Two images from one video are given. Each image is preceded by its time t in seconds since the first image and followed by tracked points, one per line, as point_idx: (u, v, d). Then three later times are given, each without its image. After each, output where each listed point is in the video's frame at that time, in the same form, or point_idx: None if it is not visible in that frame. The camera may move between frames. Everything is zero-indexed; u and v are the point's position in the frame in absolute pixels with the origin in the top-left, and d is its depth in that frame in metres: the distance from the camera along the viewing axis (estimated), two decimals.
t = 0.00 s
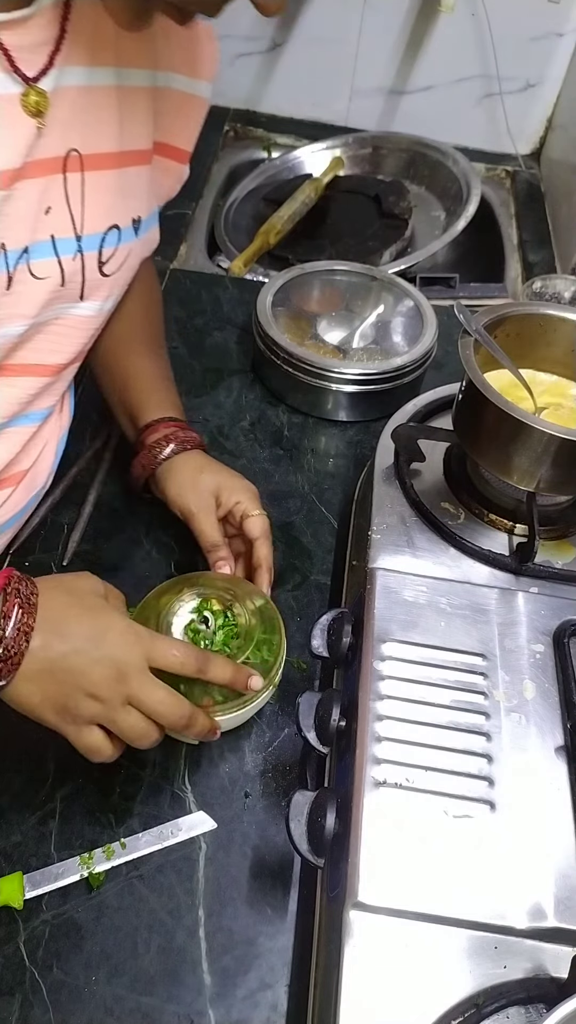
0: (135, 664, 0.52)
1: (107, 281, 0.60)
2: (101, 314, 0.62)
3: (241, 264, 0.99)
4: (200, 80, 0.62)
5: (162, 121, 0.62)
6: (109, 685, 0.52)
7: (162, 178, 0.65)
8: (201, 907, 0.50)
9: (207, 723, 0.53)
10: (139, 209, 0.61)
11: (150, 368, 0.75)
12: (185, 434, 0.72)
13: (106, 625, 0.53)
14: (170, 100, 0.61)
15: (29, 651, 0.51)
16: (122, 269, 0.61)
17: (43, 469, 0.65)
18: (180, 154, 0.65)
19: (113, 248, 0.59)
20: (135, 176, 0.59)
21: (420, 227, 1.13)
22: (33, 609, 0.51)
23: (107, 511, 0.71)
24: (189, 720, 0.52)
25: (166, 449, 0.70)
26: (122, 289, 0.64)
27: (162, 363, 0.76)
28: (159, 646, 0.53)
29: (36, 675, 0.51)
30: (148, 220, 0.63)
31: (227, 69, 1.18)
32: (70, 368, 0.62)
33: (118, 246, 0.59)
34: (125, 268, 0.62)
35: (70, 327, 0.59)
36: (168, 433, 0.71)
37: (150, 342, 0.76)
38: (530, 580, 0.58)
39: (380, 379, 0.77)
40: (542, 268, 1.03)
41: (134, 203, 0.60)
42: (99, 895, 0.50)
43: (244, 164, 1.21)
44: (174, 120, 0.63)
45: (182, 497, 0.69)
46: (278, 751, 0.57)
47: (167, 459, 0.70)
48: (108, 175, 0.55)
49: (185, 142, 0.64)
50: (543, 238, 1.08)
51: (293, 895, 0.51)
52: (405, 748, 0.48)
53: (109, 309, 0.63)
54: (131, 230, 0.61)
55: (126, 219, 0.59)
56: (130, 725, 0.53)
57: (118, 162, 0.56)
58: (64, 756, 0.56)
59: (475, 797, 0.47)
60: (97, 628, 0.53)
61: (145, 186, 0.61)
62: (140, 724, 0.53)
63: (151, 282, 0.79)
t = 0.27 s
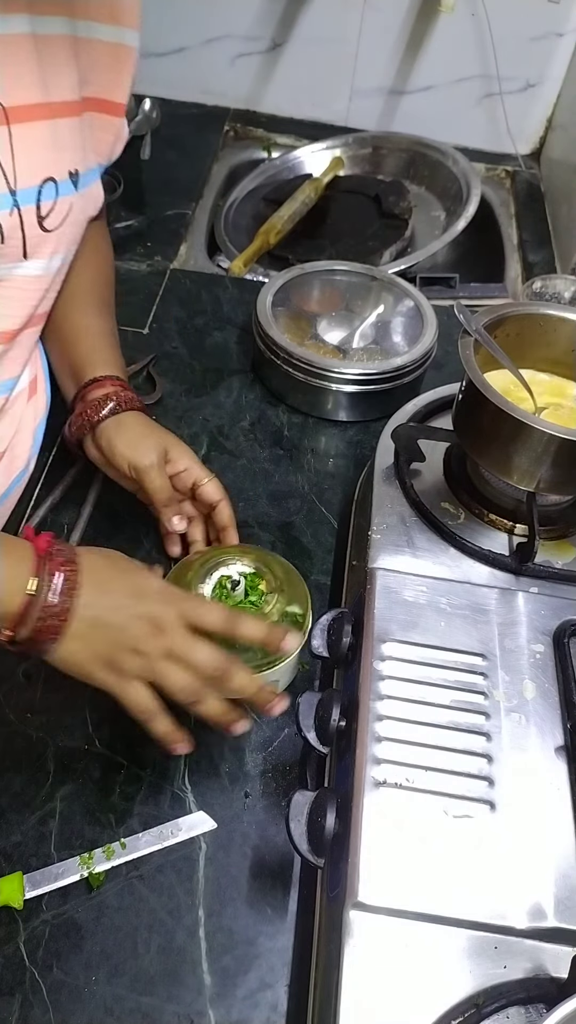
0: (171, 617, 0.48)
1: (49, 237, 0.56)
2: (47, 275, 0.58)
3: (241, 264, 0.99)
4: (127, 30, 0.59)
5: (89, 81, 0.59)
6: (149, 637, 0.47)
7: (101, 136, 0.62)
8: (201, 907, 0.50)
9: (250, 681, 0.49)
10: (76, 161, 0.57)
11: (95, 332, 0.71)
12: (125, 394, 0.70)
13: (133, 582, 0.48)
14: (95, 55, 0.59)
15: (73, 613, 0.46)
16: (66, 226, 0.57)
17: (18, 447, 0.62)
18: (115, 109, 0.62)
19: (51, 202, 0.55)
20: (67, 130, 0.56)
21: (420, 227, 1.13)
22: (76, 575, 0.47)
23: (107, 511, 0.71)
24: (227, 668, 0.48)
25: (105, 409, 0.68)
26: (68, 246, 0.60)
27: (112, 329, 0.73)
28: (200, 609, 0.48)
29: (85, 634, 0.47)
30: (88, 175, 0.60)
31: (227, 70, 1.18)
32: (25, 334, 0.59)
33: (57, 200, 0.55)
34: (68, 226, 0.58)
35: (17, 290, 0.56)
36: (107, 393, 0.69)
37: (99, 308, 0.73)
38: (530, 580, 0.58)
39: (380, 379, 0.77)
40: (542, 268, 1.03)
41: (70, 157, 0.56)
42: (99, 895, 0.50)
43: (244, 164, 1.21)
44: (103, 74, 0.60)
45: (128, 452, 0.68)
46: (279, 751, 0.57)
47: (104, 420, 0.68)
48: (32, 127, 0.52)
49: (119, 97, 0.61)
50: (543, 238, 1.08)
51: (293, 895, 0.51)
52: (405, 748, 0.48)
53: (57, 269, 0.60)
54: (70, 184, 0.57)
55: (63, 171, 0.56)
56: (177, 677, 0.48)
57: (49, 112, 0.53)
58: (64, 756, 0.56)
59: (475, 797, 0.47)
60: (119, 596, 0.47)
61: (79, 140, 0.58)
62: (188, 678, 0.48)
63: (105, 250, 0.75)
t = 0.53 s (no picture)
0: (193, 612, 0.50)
1: (20, 211, 0.54)
2: (26, 251, 0.57)
3: (241, 263, 0.99)
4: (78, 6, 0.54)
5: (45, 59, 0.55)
6: (173, 624, 0.49)
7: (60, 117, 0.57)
8: (201, 907, 0.50)
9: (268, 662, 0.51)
10: (43, 134, 0.55)
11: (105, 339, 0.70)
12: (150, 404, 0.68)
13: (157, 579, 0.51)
14: (48, 30, 0.54)
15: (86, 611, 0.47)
16: (39, 200, 0.56)
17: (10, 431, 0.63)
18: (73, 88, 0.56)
19: (21, 177, 0.54)
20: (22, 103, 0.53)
21: (420, 227, 1.13)
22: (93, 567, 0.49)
23: (107, 511, 0.71)
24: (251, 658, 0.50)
25: (131, 414, 0.66)
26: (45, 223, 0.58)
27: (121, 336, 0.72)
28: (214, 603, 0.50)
29: (106, 622, 0.48)
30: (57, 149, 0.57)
31: (227, 70, 1.18)
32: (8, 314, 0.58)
33: (26, 173, 0.54)
34: (38, 201, 0.56)
35: None
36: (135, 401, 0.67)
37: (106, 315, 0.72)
38: (530, 580, 0.58)
39: (380, 379, 0.77)
40: (542, 268, 1.03)
41: (33, 130, 0.54)
42: (99, 895, 0.50)
43: (244, 164, 1.21)
44: (58, 53, 0.55)
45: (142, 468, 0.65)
46: (279, 751, 0.57)
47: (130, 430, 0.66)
48: None
49: (77, 75, 0.56)
50: (543, 238, 1.08)
51: (293, 895, 0.51)
52: (405, 748, 0.48)
53: (35, 245, 0.58)
54: (39, 157, 0.55)
55: (27, 144, 0.54)
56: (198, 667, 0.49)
57: None
58: (64, 756, 0.56)
59: (475, 797, 0.47)
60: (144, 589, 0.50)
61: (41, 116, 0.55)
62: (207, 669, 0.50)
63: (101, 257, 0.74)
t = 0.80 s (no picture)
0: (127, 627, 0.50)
1: (4, 210, 0.51)
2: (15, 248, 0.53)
3: (242, 263, 0.99)
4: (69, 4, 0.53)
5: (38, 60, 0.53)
6: (101, 638, 0.50)
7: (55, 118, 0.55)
8: (201, 907, 0.50)
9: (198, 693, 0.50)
10: (33, 132, 0.52)
11: (145, 365, 0.70)
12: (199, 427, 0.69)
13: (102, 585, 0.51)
14: (39, 30, 0.53)
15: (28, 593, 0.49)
16: (28, 199, 0.53)
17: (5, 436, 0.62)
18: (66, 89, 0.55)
19: (8, 175, 0.51)
20: (13, 101, 0.51)
21: (420, 227, 1.13)
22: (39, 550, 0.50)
23: (107, 511, 0.71)
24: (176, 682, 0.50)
25: (183, 443, 0.67)
26: (33, 224, 0.54)
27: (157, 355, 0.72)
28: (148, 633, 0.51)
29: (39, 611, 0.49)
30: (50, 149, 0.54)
31: (227, 70, 1.18)
32: None
33: (13, 172, 0.51)
34: (26, 202, 0.53)
35: None
36: (184, 425, 0.68)
37: (141, 337, 0.71)
38: (530, 580, 0.58)
39: (380, 379, 0.77)
40: (542, 268, 1.03)
41: (24, 128, 0.52)
42: (99, 895, 0.50)
43: (244, 164, 1.21)
44: (50, 53, 0.53)
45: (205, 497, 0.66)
46: (279, 751, 0.57)
47: (179, 458, 0.68)
48: None
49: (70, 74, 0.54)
50: (543, 238, 1.08)
51: (293, 895, 0.51)
52: (405, 748, 0.48)
53: (25, 246, 0.54)
54: (27, 156, 0.52)
55: (14, 140, 0.51)
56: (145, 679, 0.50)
57: None
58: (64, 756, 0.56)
59: (475, 797, 0.47)
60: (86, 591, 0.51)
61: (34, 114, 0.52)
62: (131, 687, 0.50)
63: (127, 274, 0.72)
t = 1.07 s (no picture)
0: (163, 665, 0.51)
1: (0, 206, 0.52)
2: (10, 245, 0.54)
3: (242, 263, 0.99)
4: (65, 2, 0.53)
5: (34, 57, 0.54)
6: (139, 678, 0.50)
7: (50, 115, 0.56)
8: (201, 907, 0.50)
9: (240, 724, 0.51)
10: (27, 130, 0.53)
11: (84, 347, 0.71)
12: (117, 410, 0.69)
13: (135, 625, 0.52)
14: (36, 27, 0.53)
15: (59, 650, 0.49)
16: (23, 196, 0.53)
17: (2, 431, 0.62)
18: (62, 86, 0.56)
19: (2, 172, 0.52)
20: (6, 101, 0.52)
21: (420, 227, 1.13)
22: (61, 608, 0.49)
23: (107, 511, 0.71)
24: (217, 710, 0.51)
25: (95, 422, 0.67)
26: (29, 221, 0.55)
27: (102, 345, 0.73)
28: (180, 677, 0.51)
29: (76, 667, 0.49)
30: (44, 146, 0.55)
31: (227, 70, 1.18)
32: None
33: (8, 169, 0.52)
34: (22, 198, 0.53)
35: None
36: (99, 407, 0.68)
37: (89, 322, 0.73)
38: (530, 580, 0.58)
39: (380, 379, 0.77)
40: (542, 268, 1.03)
41: (18, 127, 0.53)
42: (99, 895, 0.50)
43: (244, 164, 1.21)
44: (48, 50, 0.54)
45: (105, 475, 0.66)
46: (279, 751, 0.57)
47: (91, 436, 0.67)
48: None
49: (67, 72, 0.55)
50: (543, 238, 1.08)
51: (293, 895, 0.51)
52: (405, 748, 0.48)
53: (20, 243, 0.55)
54: (22, 153, 0.53)
55: (9, 138, 0.52)
56: (155, 725, 0.50)
57: None
58: (64, 756, 0.56)
59: (475, 797, 0.47)
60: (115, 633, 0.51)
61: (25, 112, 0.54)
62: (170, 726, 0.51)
63: (91, 258, 0.75)
